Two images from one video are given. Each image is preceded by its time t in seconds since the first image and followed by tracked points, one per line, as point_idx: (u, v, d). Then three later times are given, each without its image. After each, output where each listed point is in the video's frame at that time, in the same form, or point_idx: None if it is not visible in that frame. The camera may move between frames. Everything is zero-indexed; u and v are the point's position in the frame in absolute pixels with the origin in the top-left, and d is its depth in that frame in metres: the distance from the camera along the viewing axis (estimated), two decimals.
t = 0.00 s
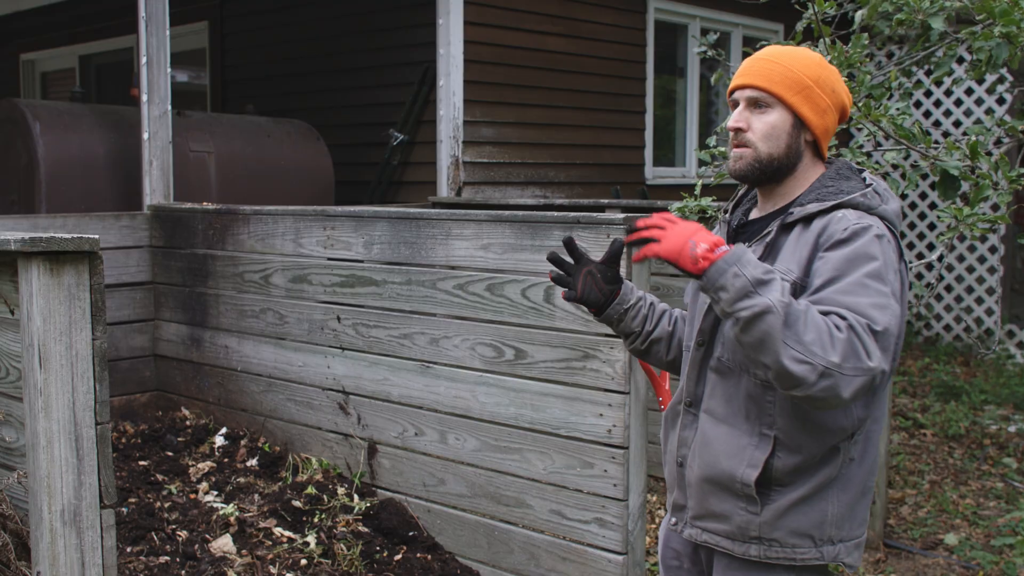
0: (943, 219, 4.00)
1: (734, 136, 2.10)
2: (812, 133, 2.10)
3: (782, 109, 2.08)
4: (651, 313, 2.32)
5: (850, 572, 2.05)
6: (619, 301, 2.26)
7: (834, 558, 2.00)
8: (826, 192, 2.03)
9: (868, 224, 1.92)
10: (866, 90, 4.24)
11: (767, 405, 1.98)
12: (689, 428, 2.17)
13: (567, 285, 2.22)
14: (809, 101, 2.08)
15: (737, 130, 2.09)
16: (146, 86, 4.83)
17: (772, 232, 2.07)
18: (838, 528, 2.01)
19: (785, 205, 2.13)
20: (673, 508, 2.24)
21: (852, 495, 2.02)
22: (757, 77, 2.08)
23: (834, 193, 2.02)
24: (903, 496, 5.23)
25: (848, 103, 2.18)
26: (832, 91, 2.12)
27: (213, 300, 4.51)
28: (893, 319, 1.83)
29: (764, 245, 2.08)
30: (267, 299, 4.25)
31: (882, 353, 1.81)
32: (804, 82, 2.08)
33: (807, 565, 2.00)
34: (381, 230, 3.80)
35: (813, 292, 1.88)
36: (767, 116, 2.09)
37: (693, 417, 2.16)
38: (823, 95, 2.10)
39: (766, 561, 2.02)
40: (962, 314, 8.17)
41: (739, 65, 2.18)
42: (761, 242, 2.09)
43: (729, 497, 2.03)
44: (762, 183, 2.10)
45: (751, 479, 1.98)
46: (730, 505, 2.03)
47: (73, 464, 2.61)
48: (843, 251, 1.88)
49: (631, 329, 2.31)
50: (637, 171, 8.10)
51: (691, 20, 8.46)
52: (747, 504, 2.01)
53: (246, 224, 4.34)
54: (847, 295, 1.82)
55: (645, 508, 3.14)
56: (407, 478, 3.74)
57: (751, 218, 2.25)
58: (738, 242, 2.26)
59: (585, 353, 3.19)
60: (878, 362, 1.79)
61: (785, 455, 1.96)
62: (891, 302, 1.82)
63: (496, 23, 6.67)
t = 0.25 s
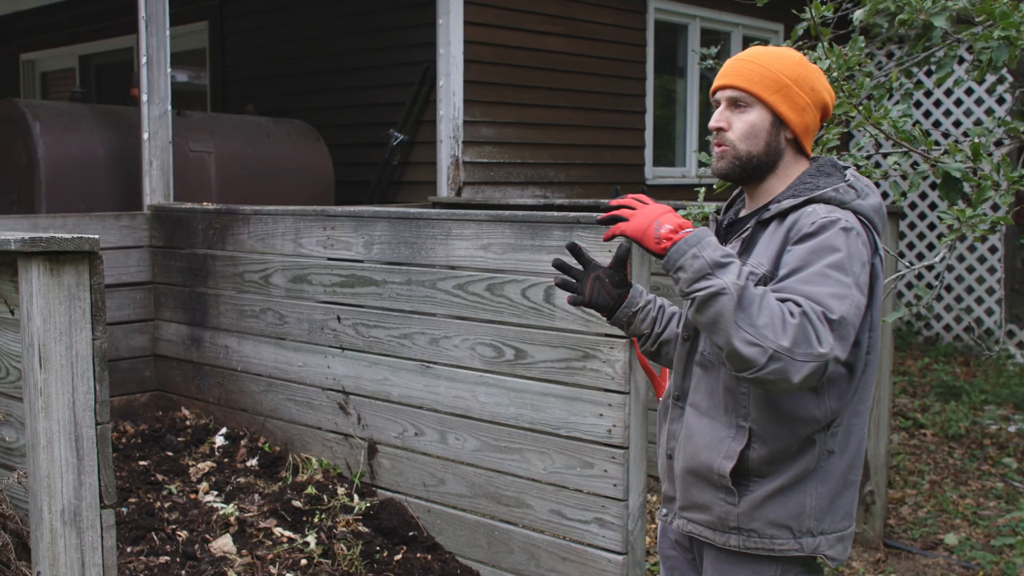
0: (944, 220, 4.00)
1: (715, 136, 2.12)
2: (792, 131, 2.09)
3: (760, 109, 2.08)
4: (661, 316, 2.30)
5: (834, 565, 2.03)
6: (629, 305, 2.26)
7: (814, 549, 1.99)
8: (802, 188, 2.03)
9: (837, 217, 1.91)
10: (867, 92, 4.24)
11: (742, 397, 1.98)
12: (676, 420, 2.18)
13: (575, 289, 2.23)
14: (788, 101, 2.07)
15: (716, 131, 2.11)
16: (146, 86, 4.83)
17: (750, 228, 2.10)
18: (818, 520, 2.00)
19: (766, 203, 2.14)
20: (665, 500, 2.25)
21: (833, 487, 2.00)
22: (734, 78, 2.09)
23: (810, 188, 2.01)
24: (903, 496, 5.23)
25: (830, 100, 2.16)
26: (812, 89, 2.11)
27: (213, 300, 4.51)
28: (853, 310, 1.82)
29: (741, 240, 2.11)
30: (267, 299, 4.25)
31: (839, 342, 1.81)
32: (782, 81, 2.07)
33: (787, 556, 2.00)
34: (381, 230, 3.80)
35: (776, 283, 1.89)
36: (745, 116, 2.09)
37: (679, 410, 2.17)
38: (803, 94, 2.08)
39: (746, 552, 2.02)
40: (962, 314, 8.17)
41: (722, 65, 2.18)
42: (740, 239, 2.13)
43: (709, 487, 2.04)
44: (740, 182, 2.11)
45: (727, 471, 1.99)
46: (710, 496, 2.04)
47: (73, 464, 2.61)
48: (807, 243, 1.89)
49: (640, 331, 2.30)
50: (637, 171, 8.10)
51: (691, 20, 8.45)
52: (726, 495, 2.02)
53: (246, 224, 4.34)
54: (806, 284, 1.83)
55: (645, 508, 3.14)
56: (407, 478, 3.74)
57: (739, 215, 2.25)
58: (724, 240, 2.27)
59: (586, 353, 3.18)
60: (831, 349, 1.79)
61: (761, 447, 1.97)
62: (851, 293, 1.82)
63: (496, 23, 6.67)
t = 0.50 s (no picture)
0: (947, 221, 4.00)
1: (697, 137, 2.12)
2: (772, 131, 2.09)
3: (740, 110, 2.08)
4: (656, 311, 2.28)
5: (820, 556, 2.03)
6: (624, 300, 2.23)
7: (798, 540, 1.99)
8: (781, 184, 2.03)
9: (813, 213, 1.92)
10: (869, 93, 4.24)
11: (725, 389, 1.99)
12: (665, 414, 2.18)
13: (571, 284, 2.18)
14: (768, 101, 2.07)
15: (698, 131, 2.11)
16: (146, 86, 4.83)
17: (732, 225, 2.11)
18: (802, 511, 2.00)
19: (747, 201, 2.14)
20: (655, 493, 2.24)
21: (817, 478, 2.01)
22: (715, 79, 2.09)
23: (789, 185, 2.02)
24: (903, 496, 5.23)
25: (812, 99, 2.16)
26: (792, 89, 2.10)
27: (213, 300, 4.51)
28: (824, 301, 1.82)
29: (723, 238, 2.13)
30: (267, 299, 4.25)
31: (809, 331, 1.81)
32: (762, 82, 2.07)
33: (772, 547, 2.00)
34: (381, 230, 3.80)
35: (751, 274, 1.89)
36: (725, 117, 2.10)
37: (669, 404, 2.17)
38: (783, 94, 2.08)
39: (733, 543, 2.02)
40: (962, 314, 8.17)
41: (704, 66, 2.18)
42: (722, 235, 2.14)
43: (695, 479, 2.05)
44: (723, 183, 2.12)
45: (711, 463, 1.99)
46: (697, 488, 2.05)
47: (73, 464, 2.61)
48: (783, 236, 1.90)
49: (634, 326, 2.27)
50: (636, 171, 8.10)
51: (691, 20, 8.45)
52: (712, 487, 2.02)
53: (245, 225, 4.34)
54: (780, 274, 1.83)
55: (645, 508, 3.14)
56: (407, 478, 3.74)
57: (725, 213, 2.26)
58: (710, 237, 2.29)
59: (586, 353, 3.18)
60: (800, 335, 1.78)
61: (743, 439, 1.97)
62: (824, 284, 1.82)
63: (496, 23, 6.67)
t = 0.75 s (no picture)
0: (948, 223, 4.00)
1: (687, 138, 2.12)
2: (761, 133, 2.10)
3: (729, 112, 2.08)
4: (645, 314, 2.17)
5: (819, 548, 2.05)
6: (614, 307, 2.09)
7: (799, 534, 2.01)
8: (769, 186, 2.03)
9: (802, 215, 1.92)
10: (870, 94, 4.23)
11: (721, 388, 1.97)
12: (660, 413, 2.17)
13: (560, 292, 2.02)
14: (756, 103, 2.08)
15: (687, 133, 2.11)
16: (146, 86, 4.83)
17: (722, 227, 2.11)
18: (801, 506, 2.01)
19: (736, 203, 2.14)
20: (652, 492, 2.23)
21: (815, 473, 2.02)
22: (705, 81, 2.09)
23: (778, 186, 2.02)
24: (903, 496, 5.23)
25: (800, 103, 2.16)
26: (781, 92, 2.11)
27: (213, 300, 4.51)
28: (817, 306, 1.83)
29: (714, 239, 2.13)
30: (267, 299, 4.25)
31: (803, 338, 1.81)
32: (751, 84, 2.07)
33: (773, 541, 2.01)
34: (381, 230, 3.80)
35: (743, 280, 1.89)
36: (714, 119, 2.10)
37: (664, 405, 2.16)
38: (771, 96, 2.09)
39: (734, 539, 2.02)
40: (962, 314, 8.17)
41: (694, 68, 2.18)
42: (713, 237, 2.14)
43: (695, 478, 2.04)
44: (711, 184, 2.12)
45: (711, 462, 1.98)
46: (697, 486, 2.04)
47: (73, 464, 2.61)
48: (773, 241, 1.90)
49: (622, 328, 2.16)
50: (637, 171, 8.10)
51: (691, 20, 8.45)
52: (712, 485, 2.02)
53: (245, 224, 4.34)
54: (771, 281, 1.83)
55: (645, 508, 3.14)
56: (407, 478, 3.74)
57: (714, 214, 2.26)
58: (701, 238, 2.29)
59: (586, 353, 3.19)
60: (795, 346, 1.78)
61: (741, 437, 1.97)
62: (815, 289, 1.82)
63: (496, 23, 6.66)
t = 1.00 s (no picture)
0: (945, 226, 4.00)
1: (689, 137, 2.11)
2: (762, 134, 2.09)
3: (732, 111, 2.08)
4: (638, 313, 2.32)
5: (819, 546, 2.05)
6: (606, 302, 2.29)
7: (800, 532, 2.01)
8: (772, 185, 2.03)
9: (808, 214, 1.92)
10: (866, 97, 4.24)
11: (724, 387, 1.98)
12: (661, 413, 2.17)
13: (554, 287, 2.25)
14: (758, 104, 2.07)
15: (690, 132, 2.10)
16: (146, 86, 4.83)
17: (724, 226, 2.11)
18: (803, 504, 2.01)
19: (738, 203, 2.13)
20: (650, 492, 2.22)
21: (816, 471, 2.02)
22: (707, 81, 2.08)
23: (779, 185, 2.02)
24: (903, 496, 5.23)
25: (798, 105, 2.17)
26: (781, 93, 2.11)
27: (213, 300, 4.51)
28: (830, 302, 1.84)
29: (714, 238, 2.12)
30: (267, 299, 4.25)
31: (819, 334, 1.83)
32: (753, 85, 2.07)
33: (775, 540, 2.01)
34: (381, 230, 3.80)
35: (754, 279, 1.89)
36: (716, 118, 2.09)
37: (663, 404, 2.16)
38: (773, 97, 2.09)
39: (736, 538, 2.02)
40: (962, 314, 8.17)
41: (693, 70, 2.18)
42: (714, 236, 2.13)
43: (697, 477, 2.03)
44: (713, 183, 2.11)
45: (715, 460, 1.98)
46: (699, 485, 2.03)
47: (73, 464, 2.61)
48: (782, 240, 1.90)
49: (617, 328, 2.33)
50: (637, 171, 8.10)
51: (691, 20, 8.45)
52: (714, 484, 2.01)
53: (246, 224, 4.34)
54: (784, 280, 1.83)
55: (645, 508, 3.14)
56: (407, 478, 3.74)
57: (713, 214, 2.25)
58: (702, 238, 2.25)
59: (585, 353, 3.19)
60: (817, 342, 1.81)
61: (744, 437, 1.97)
62: (829, 285, 1.84)
63: (496, 23, 6.66)
